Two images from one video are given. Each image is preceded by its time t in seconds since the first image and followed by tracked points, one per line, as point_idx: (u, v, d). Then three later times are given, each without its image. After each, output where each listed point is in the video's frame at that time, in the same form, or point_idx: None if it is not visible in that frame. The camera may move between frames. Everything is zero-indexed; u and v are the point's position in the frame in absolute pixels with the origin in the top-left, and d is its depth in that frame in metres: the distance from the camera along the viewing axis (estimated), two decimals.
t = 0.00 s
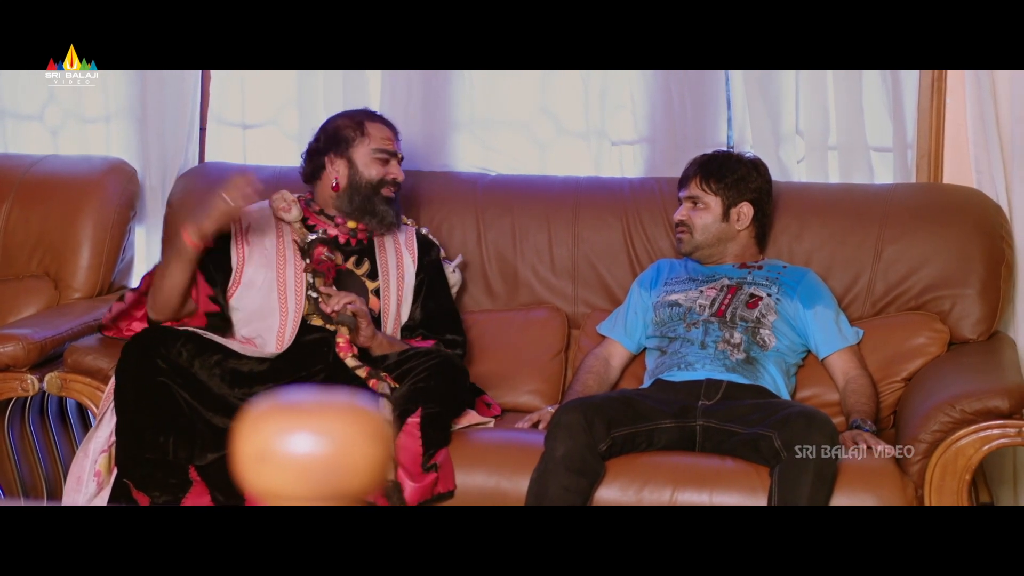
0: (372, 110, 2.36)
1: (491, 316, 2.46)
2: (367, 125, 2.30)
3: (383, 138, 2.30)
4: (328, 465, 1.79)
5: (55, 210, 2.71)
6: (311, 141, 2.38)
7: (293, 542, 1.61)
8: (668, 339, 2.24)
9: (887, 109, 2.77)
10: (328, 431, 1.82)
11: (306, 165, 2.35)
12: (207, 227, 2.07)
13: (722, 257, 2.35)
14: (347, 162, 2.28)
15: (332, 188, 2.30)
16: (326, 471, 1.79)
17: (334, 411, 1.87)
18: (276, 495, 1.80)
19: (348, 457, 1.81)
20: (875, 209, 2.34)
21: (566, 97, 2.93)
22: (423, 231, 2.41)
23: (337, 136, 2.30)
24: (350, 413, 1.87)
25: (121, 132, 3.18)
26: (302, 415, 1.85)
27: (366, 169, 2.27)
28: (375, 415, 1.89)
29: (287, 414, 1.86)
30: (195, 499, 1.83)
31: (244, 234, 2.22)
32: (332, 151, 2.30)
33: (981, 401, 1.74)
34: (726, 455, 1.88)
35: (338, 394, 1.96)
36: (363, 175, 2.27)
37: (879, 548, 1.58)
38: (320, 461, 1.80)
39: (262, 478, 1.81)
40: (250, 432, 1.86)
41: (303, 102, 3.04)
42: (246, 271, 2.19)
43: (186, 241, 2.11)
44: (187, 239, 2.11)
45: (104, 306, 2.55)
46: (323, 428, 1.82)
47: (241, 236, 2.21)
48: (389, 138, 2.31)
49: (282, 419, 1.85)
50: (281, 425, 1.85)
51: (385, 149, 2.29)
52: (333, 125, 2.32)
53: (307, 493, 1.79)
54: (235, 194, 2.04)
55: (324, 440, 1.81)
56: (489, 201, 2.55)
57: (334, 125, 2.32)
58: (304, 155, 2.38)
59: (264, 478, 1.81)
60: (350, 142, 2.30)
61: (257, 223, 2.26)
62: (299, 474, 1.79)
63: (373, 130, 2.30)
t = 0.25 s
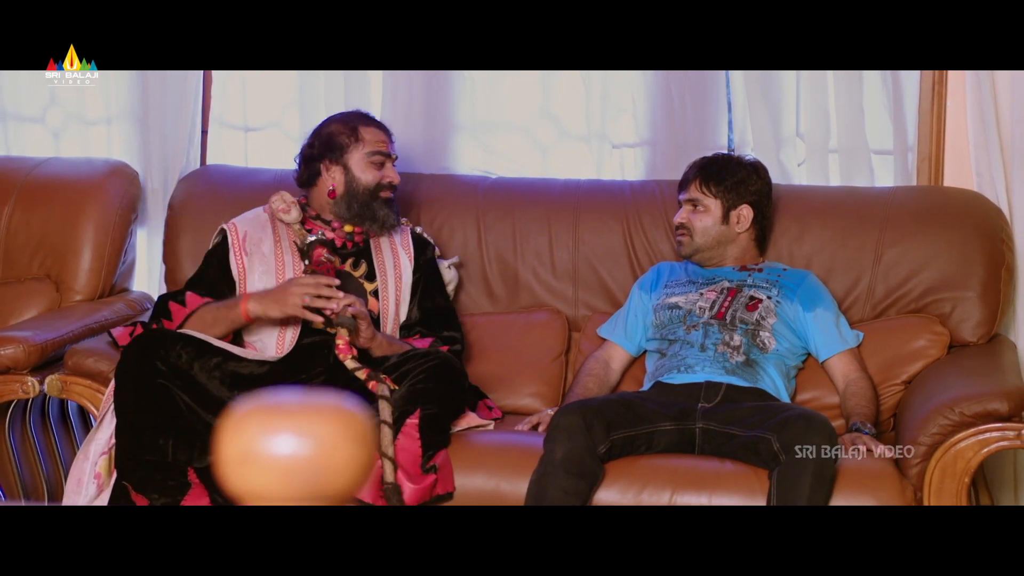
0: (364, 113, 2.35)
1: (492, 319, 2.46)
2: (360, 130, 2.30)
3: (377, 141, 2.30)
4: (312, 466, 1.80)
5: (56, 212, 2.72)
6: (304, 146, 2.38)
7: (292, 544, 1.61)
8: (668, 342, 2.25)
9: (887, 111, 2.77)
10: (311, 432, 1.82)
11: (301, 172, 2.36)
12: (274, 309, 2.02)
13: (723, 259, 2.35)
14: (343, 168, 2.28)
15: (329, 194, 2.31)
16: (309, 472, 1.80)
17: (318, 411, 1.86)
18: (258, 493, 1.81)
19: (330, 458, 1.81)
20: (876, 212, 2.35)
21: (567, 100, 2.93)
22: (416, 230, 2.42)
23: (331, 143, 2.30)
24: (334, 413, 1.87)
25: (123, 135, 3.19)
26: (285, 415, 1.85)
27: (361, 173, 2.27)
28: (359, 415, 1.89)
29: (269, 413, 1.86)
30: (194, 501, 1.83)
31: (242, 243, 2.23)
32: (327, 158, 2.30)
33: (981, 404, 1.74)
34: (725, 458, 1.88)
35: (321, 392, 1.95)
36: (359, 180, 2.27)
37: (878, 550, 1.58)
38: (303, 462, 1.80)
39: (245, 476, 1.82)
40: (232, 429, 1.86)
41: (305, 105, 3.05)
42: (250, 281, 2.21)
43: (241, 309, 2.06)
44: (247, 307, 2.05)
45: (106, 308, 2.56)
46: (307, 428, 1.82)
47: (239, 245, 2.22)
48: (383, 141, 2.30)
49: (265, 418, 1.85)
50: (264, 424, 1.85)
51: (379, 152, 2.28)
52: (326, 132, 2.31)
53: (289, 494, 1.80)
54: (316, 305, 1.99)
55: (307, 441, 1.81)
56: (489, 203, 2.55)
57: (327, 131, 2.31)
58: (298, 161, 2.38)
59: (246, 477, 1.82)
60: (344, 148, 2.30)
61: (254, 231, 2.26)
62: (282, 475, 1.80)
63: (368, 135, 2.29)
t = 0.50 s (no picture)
0: (341, 122, 2.25)
1: (489, 321, 2.46)
2: (318, 145, 2.21)
3: (326, 158, 2.19)
4: (289, 470, 1.69)
5: (55, 214, 2.72)
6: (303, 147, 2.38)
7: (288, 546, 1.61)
8: (665, 345, 2.25)
9: (885, 115, 2.78)
10: (289, 434, 1.72)
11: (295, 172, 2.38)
12: (282, 325, 2.03)
13: (719, 262, 2.35)
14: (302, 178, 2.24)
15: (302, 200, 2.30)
16: (288, 474, 1.70)
17: (297, 413, 1.78)
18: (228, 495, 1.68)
19: (308, 462, 1.72)
20: (872, 215, 2.35)
21: (564, 103, 2.93)
22: (416, 234, 2.41)
23: (301, 152, 2.26)
24: (314, 417, 1.79)
25: (121, 138, 3.19)
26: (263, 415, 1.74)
27: (315, 188, 2.20)
28: (337, 422, 1.82)
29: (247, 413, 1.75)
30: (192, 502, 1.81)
31: (238, 248, 2.23)
32: (299, 165, 2.27)
33: (976, 407, 1.74)
34: (721, 460, 1.88)
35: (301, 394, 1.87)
36: (313, 195, 2.21)
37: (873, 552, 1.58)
38: (280, 464, 1.69)
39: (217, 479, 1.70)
40: (212, 429, 1.76)
41: (303, 107, 3.05)
42: (248, 286, 2.21)
43: (252, 327, 2.07)
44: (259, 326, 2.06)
45: (103, 311, 2.56)
46: (287, 429, 1.72)
47: (236, 250, 2.23)
48: (332, 159, 2.19)
49: (242, 419, 1.74)
50: (241, 424, 1.73)
51: (325, 170, 2.19)
52: (304, 140, 2.26)
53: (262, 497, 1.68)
54: (319, 314, 2.00)
55: (286, 441, 1.71)
56: (486, 206, 2.55)
57: (304, 140, 2.26)
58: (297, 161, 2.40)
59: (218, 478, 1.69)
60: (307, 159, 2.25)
61: (250, 235, 2.26)
62: (260, 477, 1.68)
63: (320, 151, 2.20)
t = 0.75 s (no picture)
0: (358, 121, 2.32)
1: (486, 323, 2.46)
2: (349, 142, 2.26)
3: (367, 154, 2.26)
4: (265, 469, 1.80)
5: (53, 215, 2.72)
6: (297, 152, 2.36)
7: (284, 547, 1.61)
8: (661, 348, 2.25)
9: (882, 117, 2.78)
10: (267, 435, 1.82)
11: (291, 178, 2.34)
12: (280, 331, 2.04)
13: (716, 265, 2.35)
14: (330, 178, 2.26)
15: (316, 202, 2.29)
16: (265, 475, 1.80)
17: (277, 414, 1.87)
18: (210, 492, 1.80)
19: (283, 462, 1.81)
20: (869, 217, 2.35)
21: (562, 105, 2.93)
22: (413, 238, 2.41)
23: (320, 152, 2.27)
24: (293, 418, 1.88)
25: (120, 139, 3.19)
26: (243, 416, 1.85)
27: (349, 185, 2.25)
28: (318, 423, 1.90)
29: (229, 414, 1.86)
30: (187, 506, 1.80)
31: (233, 251, 2.23)
32: (315, 166, 2.28)
33: (971, 409, 1.74)
34: (716, 462, 1.88)
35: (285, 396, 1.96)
36: (347, 193, 2.25)
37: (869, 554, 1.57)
38: (258, 462, 1.80)
39: (200, 477, 1.81)
40: (191, 429, 1.84)
41: (301, 109, 3.05)
42: (242, 290, 2.22)
43: (250, 333, 2.08)
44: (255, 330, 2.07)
45: (101, 312, 2.56)
46: (265, 430, 1.82)
47: (231, 253, 2.23)
48: (373, 154, 2.27)
49: (223, 420, 1.85)
50: (223, 425, 1.84)
51: (365, 166, 2.25)
52: (318, 140, 2.29)
53: (240, 494, 1.79)
54: (310, 321, 2.00)
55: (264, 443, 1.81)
56: (484, 208, 2.55)
57: (318, 139, 2.29)
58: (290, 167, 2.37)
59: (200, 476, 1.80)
60: (333, 158, 2.27)
61: (245, 238, 2.26)
62: (238, 477, 1.79)
63: (357, 148, 2.26)
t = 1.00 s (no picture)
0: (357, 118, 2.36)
1: (483, 323, 2.46)
2: (354, 134, 2.30)
3: (371, 147, 2.30)
4: (243, 467, 1.75)
5: (51, 215, 2.72)
6: (296, 150, 2.37)
7: (279, 547, 1.61)
8: (658, 349, 2.25)
9: (879, 117, 2.78)
10: (246, 433, 1.78)
11: (292, 175, 2.34)
12: (283, 327, 2.04)
13: (713, 265, 2.35)
14: (336, 171, 2.28)
15: (320, 199, 2.29)
16: (243, 473, 1.76)
17: (257, 411, 1.83)
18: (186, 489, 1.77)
19: (262, 462, 1.77)
20: (866, 217, 2.35)
21: (559, 105, 2.93)
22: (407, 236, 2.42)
23: (325, 147, 2.29)
24: (272, 416, 1.84)
25: (118, 140, 3.19)
26: (222, 414, 1.80)
27: (355, 178, 2.28)
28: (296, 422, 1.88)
29: (206, 410, 1.81)
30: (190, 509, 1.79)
31: (236, 248, 2.22)
32: (320, 161, 2.29)
33: (966, 409, 1.75)
34: (712, 463, 1.88)
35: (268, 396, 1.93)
36: (353, 185, 2.27)
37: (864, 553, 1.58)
38: (236, 463, 1.75)
39: (175, 473, 1.78)
40: (171, 427, 1.80)
41: (299, 109, 3.05)
42: (244, 287, 2.21)
43: (252, 329, 2.07)
44: (259, 326, 2.06)
45: (99, 312, 2.56)
46: (243, 429, 1.77)
47: (233, 249, 2.22)
48: (377, 146, 2.31)
49: (200, 416, 1.80)
50: (199, 422, 1.79)
51: (371, 158, 2.29)
52: (319, 136, 2.31)
53: (217, 494, 1.75)
54: (315, 313, 2.00)
55: (241, 440, 1.76)
56: (481, 208, 2.55)
57: (321, 135, 2.31)
58: (290, 165, 2.37)
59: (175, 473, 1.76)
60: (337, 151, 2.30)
61: (248, 234, 2.26)
62: (216, 475, 1.75)
63: (361, 140, 2.29)
